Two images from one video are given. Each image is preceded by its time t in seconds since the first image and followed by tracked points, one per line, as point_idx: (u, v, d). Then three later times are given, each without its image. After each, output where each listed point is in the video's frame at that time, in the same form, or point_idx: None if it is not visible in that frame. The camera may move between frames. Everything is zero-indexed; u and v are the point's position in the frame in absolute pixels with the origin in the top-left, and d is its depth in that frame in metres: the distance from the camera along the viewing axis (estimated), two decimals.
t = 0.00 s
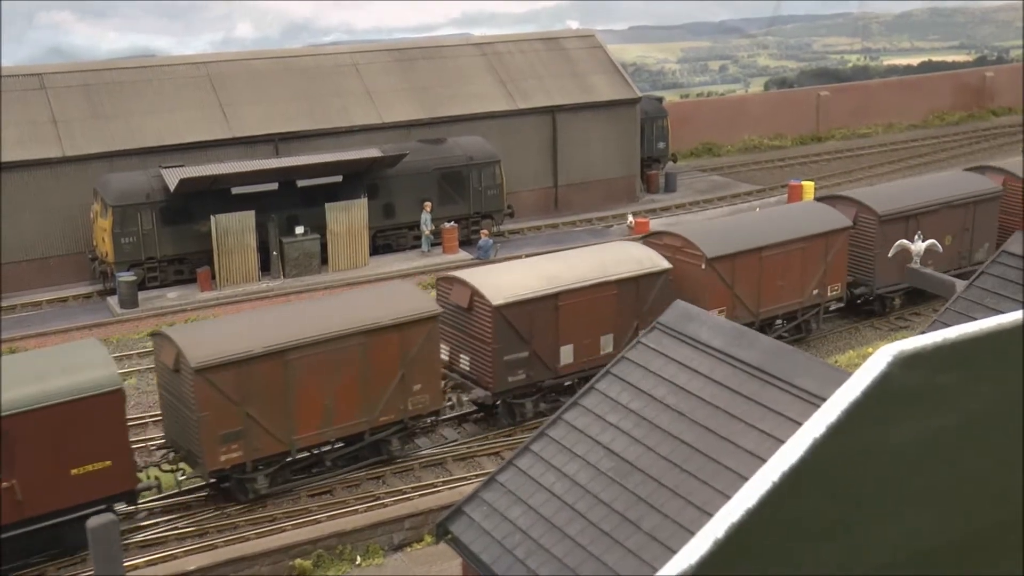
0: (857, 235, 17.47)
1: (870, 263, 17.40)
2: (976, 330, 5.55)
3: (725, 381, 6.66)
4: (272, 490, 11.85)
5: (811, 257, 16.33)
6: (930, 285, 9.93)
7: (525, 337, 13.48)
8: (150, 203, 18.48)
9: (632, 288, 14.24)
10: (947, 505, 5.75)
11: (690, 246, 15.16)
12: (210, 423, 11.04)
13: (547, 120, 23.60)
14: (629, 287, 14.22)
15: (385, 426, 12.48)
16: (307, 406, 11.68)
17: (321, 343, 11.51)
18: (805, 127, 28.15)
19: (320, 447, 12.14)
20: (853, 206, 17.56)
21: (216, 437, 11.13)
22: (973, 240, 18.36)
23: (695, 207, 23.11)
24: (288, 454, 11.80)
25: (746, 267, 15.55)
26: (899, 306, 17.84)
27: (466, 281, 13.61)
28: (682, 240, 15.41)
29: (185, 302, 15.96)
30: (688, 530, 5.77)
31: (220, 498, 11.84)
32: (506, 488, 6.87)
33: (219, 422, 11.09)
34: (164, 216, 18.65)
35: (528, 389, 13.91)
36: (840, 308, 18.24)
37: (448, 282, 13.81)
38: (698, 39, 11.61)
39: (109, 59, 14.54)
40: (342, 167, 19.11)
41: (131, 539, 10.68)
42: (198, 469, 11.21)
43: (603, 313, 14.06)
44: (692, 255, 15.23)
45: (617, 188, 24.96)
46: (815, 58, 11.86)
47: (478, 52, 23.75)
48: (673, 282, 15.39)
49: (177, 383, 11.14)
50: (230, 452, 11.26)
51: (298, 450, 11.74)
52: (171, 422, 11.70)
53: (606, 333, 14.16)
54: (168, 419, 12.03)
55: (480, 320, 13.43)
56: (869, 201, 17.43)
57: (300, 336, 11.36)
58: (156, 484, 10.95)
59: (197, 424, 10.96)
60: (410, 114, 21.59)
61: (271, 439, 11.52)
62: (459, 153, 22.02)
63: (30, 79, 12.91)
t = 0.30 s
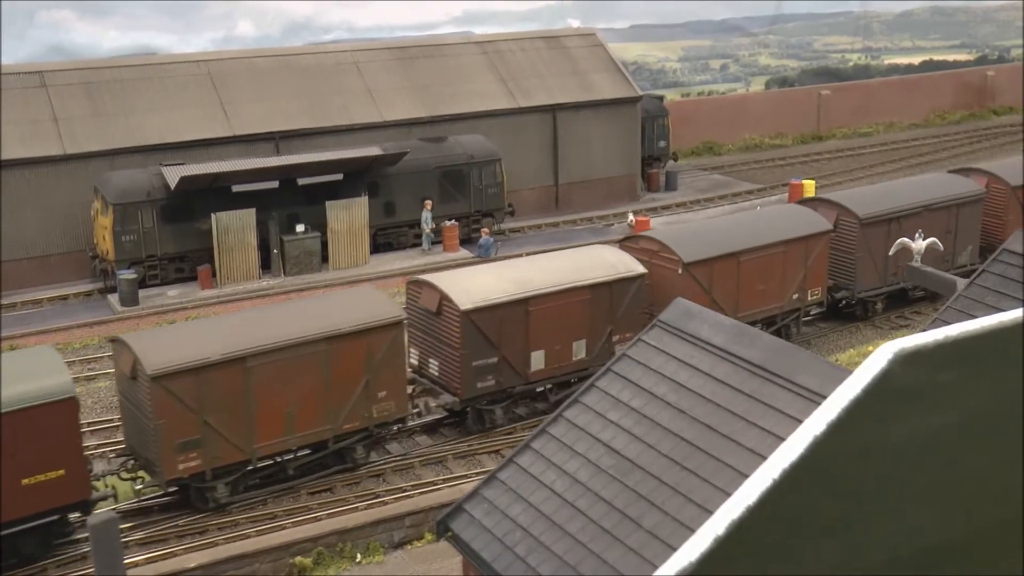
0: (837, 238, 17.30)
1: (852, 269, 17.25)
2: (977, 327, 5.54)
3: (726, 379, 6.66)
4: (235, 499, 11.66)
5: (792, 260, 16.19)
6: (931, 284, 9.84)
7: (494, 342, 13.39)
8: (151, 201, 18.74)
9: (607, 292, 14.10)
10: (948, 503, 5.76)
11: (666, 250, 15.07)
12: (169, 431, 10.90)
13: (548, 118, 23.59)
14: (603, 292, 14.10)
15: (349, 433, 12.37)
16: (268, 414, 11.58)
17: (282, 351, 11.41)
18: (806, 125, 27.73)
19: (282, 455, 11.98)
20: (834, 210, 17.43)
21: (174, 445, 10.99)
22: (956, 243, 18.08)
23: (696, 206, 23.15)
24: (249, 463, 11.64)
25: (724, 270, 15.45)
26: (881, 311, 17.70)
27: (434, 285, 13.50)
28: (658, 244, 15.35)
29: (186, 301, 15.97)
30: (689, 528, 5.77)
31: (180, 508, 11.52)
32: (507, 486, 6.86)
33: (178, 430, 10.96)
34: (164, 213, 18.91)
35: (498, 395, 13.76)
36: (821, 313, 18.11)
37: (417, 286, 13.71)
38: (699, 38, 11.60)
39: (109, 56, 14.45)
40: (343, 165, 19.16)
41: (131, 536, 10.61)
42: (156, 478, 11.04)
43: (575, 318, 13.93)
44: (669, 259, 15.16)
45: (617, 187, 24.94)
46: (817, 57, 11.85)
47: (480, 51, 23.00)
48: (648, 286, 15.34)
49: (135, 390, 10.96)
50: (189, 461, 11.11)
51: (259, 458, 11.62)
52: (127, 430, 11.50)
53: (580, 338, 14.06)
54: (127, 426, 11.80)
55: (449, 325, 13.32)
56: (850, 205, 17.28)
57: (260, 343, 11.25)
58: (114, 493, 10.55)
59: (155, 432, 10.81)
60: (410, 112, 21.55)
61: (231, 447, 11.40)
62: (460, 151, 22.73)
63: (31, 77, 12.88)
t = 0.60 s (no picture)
0: (815, 244, 16.99)
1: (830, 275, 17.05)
2: (976, 327, 5.54)
3: (725, 379, 6.67)
4: (187, 513, 11.21)
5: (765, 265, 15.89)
6: (933, 284, 9.88)
7: (457, 351, 13.03)
8: (151, 201, 17.95)
9: (573, 300, 13.75)
10: (949, 503, 5.77)
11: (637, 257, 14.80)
12: (117, 443, 10.44)
13: (548, 118, 23.63)
14: (569, 298, 13.76)
15: (306, 445, 11.92)
16: (223, 425, 11.11)
17: (235, 360, 10.98)
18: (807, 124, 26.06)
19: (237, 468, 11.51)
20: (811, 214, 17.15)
21: (124, 458, 10.53)
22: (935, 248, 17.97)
23: (696, 206, 23.15)
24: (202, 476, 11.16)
25: (698, 276, 15.11)
26: (859, 317, 17.55)
27: (395, 292, 13.15)
28: (629, 250, 15.07)
29: (186, 300, 15.95)
30: (689, 528, 5.77)
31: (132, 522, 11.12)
32: (506, 485, 6.88)
33: (127, 443, 10.50)
34: (165, 213, 18.17)
35: (460, 404, 13.38)
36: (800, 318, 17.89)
37: (378, 293, 13.36)
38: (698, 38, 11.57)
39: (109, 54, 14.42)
40: (343, 164, 19.14)
41: (132, 536, 10.84)
42: (105, 492, 10.59)
43: (542, 325, 13.57)
44: (640, 266, 14.88)
45: (618, 187, 24.99)
46: (817, 58, 11.81)
47: (480, 51, 23.76)
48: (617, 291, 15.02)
49: (85, 401, 10.53)
50: (139, 474, 10.66)
51: (212, 471, 11.14)
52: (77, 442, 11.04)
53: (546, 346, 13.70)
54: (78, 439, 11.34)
55: (410, 333, 12.94)
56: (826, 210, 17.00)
57: (211, 352, 10.81)
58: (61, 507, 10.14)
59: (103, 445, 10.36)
60: (411, 112, 21.56)
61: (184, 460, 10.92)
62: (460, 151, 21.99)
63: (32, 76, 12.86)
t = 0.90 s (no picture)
0: (790, 248, 16.88)
1: (805, 281, 16.83)
2: (975, 326, 5.53)
3: (723, 379, 6.66)
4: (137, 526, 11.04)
5: (740, 272, 15.74)
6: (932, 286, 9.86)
7: (417, 360, 12.90)
8: (151, 200, 18.21)
9: (536, 306, 13.65)
10: (947, 504, 5.76)
11: (605, 264, 14.72)
12: (62, 457, 10.30)
13: (548, 118, 23.62)
14: (534, 305, 13.66)
15: (260, 457, 11.78)
16: (172, 438, 10.99)
17: (183, 372, 10.90)
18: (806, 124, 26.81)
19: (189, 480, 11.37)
20: (788, 218, 16.93)
21: (69, 471, 10.37)
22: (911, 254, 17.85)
23: (696, 206, 23.18)
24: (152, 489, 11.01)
25: (668, 284, 15.01)
26: (835, 323, 17.38)
27: (354, 300, 13.06)
28: (597, 257, 15.01)
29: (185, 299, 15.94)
30: (686, 528, 5.76)
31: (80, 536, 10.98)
32: (504, 485, 6.88)
33: (71, 456, 10.36)
34: (165, 212, 18.42)
35: (420, 413, 13.21)
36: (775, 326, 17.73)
37: (337, 301, 13.27)
38: (698, 38, 11.58)
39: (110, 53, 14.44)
40: (343, 164, 19.19)
41: (130, 536, 10.97)
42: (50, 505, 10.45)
43: (504, 333, 13.47)
44: (607, 273, 14.83)
45: (618, 188, 25.05)
46: (817, 58, 11.80)
47: (480, 51, 23.80)
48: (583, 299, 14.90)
49: (28, 414, 10.40)
50: (85, 487, 10.51)
51: (162, 484, 10.99)
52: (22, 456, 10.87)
53: (508, 354, 13.59)
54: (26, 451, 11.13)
55: (368, 341, 12.84)
56: (802, 214, 16.81)
57: (159, 364, 10.74)
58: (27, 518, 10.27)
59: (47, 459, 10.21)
60: (410, 112, 21.57)
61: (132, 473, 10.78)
62: (460, 150, 21.96)
63: (32, 75, 12.87)
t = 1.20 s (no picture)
0: (769, 251, 17.03)
1: (784, 284, 17.07)
2: (973, 322, 5.53)
3: (721, 375, 6.66)
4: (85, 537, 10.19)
5: (714, 277, 15.64)
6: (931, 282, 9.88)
7: (378, 366, 12.65)
8: (150, 197, 18.38)
9: (504, 311, 13.39)
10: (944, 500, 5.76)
11: (576, 268, 14.69)
12: None
13: (547, 116, 23.51)
14: (501, 309, 13.39)
15: (215, 464, 11.39)
16: (128, 446, 10.20)
17: (146, 377, 9.91)
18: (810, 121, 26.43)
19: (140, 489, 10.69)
20: (768, 220, 17.12)
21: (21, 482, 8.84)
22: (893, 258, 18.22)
23: (695, 204, 23.16)
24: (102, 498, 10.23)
25: (639, 289, 14.98)
26: (815, 327, 17.57)
27: (315, 304, 12.67)
28: (569, 261, 14.95)
29: (184, 297, 15.94)
30: (683, 524, 5.75)
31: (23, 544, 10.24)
32: (501, 481, 6.87)
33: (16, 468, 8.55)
34: (165, 210, 18.59)
35: (385, 420, 13.04)
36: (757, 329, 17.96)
37: (298, 304, 12.85)
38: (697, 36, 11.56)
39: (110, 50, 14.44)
40: (342, 162, 19.20)
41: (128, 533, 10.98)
42: None
43: (469, 338, 13.24)
44: (579, 276, 14.80)
45: (617, 186, 25.03)
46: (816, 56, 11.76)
47: (480, 48, 23.68)
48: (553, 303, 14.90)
49: None
50: (33, 498, 9.24)
51: (113, 493, 10.26)
52: None
53: (475, 360, 13.41)
54: None
55: (330, 347, 12.51)
56: (780, 217, 16.97)
57: (126, 371, 9.61)
58: None
59: None
60: (409, 109, 21.56)
61: (83, 482, 9.79)
62: (460, 148, 22.04)
63: (32, 72, 12.89)
